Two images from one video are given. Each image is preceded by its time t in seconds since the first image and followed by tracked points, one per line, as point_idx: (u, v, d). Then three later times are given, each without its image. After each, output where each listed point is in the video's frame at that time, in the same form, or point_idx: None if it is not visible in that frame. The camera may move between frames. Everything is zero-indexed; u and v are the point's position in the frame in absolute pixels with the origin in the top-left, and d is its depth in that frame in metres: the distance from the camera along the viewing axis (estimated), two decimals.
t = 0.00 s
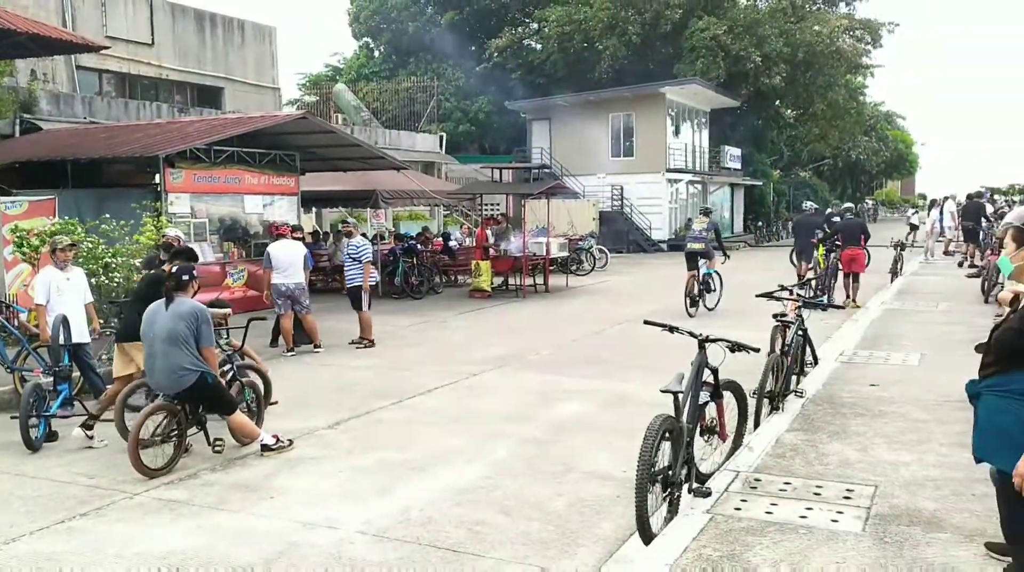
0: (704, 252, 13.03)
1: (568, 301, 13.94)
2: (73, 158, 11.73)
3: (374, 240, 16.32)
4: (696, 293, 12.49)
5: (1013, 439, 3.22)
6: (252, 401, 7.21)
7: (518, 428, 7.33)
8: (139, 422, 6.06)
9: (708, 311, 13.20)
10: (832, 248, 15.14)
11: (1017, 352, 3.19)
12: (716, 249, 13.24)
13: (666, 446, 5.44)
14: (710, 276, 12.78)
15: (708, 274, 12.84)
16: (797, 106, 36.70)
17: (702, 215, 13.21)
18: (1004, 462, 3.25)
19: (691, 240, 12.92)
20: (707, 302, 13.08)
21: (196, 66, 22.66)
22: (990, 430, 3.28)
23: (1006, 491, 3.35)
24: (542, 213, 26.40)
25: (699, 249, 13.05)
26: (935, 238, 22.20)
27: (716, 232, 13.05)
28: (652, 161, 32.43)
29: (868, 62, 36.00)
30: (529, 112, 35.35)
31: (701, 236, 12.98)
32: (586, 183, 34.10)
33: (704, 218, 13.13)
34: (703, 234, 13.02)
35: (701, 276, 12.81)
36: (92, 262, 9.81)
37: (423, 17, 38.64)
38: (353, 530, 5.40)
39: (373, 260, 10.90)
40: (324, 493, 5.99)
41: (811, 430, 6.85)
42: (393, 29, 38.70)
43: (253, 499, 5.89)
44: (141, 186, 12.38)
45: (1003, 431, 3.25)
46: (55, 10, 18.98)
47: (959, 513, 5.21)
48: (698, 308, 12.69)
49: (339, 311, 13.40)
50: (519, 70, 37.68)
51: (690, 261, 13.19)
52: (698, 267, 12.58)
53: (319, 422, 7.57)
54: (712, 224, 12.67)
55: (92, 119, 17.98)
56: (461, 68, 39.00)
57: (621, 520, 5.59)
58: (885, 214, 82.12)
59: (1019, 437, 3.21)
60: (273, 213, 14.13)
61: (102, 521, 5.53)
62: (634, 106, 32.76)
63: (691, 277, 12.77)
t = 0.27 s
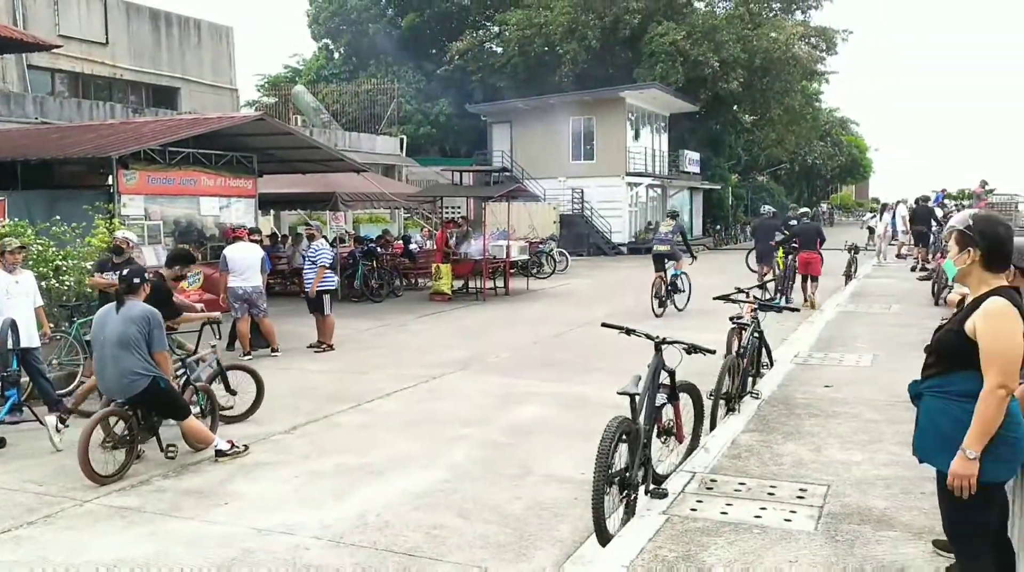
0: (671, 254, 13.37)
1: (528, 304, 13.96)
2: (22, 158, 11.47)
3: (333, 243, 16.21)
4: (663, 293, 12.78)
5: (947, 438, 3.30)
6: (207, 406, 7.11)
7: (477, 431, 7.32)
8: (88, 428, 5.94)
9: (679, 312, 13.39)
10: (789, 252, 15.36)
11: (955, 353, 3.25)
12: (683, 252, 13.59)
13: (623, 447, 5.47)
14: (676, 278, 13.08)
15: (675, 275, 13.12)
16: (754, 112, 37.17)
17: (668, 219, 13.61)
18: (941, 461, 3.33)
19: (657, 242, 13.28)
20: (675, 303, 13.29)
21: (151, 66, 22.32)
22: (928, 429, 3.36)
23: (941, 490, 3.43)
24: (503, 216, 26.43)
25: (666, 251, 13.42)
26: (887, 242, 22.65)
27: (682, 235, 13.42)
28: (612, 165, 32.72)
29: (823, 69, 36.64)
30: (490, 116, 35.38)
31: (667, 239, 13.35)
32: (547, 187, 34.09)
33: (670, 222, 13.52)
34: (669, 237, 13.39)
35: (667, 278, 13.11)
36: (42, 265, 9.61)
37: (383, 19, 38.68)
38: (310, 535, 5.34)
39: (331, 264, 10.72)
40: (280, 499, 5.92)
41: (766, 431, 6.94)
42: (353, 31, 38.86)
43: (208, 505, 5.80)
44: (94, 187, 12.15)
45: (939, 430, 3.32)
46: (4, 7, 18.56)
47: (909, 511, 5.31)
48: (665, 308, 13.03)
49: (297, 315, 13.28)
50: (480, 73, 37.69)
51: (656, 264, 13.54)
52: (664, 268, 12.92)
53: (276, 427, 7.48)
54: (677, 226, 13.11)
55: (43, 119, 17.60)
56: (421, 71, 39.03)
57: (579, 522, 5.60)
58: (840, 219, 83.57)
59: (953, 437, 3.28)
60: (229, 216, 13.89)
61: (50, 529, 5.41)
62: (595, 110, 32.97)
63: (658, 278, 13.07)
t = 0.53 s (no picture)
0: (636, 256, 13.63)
1: (486, 306, 13.97)
2: None
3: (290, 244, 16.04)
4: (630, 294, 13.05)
5: (884, 440, 3.36)
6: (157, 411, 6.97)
7: (433, 434, 7.28)
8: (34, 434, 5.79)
9: (645, 311, 13.75)
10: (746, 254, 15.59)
11: (895, 355, 3.31)
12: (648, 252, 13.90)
13: (578, 449, 5.47)
14: (642, 279, 13.37)
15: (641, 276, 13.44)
16: (711, 116, 37.56)
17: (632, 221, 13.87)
18: (877, 463, 3.40)
19: (623, 243, 13.54)
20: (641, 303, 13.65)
21: (102, 63, 21.90)
22: (866, 431, 3.43)
23: (879, 491, 3.50)
24: (462, 218, 26.40)
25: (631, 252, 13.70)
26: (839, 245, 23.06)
27: (647, 236, 13.71)
28: (571, 167, 32.84)
29: (779, 74, 37.18)
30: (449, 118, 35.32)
31: (632, 240, 13.62)
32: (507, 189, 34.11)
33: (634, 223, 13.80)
34: (634, 238, 13.66)
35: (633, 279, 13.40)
36: None
37: (342, 19, 38.69)
38: (261, 541, 5.26)
39: (288, 268, 10.56)
40: (232, 504, 5.83)
41: (720, 431, 7.01)
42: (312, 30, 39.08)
43: (156, 512, 5.68)
44: (41, 187, 11.86)
45: (877, 432, 3.39)
46: None
47: (857, 509, 5.40)
48: (632, 308, 13.37)
49: (252, 317, 13.12)
50: (438, 75, 37.55)
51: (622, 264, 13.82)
52: (631, 270, 13.21)
53: (228, 431, 7.37)
54: (643, 228, 13.41)
55: None
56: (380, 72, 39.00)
57: (534, 524, 5.60)
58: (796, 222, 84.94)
59: (889, 440, 3.35)
60: (182, 216, 13.75)
61: None
62: (555, 113, 33.08)
63: (625, 278, 13.40)
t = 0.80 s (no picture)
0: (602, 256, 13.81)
1: (446, 308, 13.94)
2: None
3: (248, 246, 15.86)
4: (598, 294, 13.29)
5: (827, 440, 3.42)
6: (111, 416, 6.83)
7: (392, 436, 7.25)
8: None
9: (611, 311, 14.04)
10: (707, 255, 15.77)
11: (838, 356, 3.37)
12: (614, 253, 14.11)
13: (535, 450, 5.47)
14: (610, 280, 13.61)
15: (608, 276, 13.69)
16: (671, 119, 37.85)
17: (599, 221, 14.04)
18: (820, 463, 3.46)
19: (590, 244, 13.69)
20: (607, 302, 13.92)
21: (55, 61, 21.47)
22: (809, 431, 3.49)
23: (822, 489, 3.57)
24: (423, 220, 26.33)
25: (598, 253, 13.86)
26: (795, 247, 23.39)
27: (614, 238, 13.90)
28: (531, 170, 32.91)
29: (738, 78, 37.59)
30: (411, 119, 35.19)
31: (599, 241, 13.77)
32: (469, 192, 34.02)
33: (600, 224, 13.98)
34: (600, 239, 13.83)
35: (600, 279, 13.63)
36: None
37: (302, 18, 38.62)
38: (215, 545, 5.20)
39: (251, 271, 10.46)
40: (186, 509, 5.75)
41: (677, 431, 7.08)
42: (271, 28, 39.05)
43: (107, 517, 5.58)
44: None
45: (819, 432, 3.45)
46: None
47: (809, 507, 5.49)
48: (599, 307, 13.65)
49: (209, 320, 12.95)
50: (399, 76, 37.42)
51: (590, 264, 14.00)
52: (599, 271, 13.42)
53: (183, 435, 7.27)
54: (610, 230, 13.58)
55: None
56: (341, 72, 38.93)
57: (492, 526, 5.60)
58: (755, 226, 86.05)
59: (832, 440, 3.41)
60: (138, 217, 13.44)
61: None
62: (516, 115, 33.15)
63: (592, 279, 13.64)
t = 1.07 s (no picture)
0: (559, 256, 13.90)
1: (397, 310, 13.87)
2: None
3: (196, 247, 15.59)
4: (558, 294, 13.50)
5: (768, 437, 3.49)
6: (50, 419, 6.62)
7: (342, 439, 7.18)
8: None
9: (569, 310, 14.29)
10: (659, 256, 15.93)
11: (779, 355, 3.43)
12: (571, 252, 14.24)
13: (486, 451, 5.46)
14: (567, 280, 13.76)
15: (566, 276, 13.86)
16: (624, 121, 38.18)
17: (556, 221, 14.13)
18: (761, 459, 3.53)
19: (548, 245, 13.76)
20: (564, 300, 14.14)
21: None
22: (752, 429, 3.56)
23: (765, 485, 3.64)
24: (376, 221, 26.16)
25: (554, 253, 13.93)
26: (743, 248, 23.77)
27: (571, 238, 14.00)
28: (485, 171, 32.90)
29: (688, 81, 38.08)
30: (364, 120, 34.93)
31: (558, 241, 13.83)
32: (421, 193, 33.95)
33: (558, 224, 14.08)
34: (558, 240, 13.92)
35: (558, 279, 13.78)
36: None
37: (251, 16, 38.13)
38: (159, 553, 5.09)
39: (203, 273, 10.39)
40: (129, 516, 5.63)
41: (627, 431, 7.14)
42: (219, 27, 38.48)
43: (46, 526, 5.43)
44: None
45: (761, 430, 3.52)
46: None
47: (755, 504, 5.57)
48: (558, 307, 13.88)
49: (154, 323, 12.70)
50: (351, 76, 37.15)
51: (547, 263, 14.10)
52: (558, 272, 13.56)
53: (127, 440, 7.11)
54: (567, 232, 13.66)
55: None
56: (291, 71, 38.47)
57: (442, 528, 5.58)
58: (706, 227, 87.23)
59: (773, 437, 3.48)
60: (80, 217, 13.20)
61: None
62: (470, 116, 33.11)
63: (551, 279, 13.82)
